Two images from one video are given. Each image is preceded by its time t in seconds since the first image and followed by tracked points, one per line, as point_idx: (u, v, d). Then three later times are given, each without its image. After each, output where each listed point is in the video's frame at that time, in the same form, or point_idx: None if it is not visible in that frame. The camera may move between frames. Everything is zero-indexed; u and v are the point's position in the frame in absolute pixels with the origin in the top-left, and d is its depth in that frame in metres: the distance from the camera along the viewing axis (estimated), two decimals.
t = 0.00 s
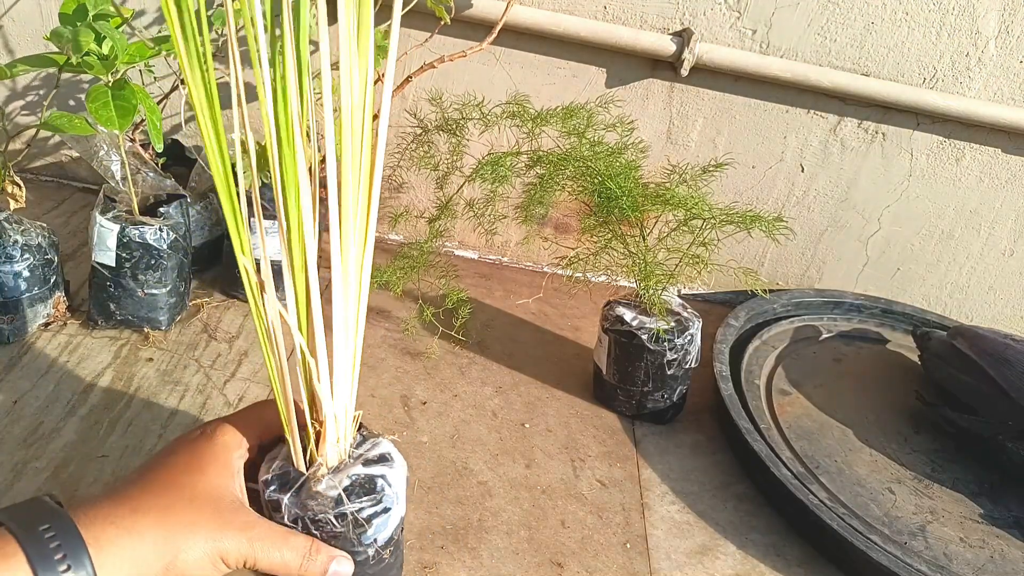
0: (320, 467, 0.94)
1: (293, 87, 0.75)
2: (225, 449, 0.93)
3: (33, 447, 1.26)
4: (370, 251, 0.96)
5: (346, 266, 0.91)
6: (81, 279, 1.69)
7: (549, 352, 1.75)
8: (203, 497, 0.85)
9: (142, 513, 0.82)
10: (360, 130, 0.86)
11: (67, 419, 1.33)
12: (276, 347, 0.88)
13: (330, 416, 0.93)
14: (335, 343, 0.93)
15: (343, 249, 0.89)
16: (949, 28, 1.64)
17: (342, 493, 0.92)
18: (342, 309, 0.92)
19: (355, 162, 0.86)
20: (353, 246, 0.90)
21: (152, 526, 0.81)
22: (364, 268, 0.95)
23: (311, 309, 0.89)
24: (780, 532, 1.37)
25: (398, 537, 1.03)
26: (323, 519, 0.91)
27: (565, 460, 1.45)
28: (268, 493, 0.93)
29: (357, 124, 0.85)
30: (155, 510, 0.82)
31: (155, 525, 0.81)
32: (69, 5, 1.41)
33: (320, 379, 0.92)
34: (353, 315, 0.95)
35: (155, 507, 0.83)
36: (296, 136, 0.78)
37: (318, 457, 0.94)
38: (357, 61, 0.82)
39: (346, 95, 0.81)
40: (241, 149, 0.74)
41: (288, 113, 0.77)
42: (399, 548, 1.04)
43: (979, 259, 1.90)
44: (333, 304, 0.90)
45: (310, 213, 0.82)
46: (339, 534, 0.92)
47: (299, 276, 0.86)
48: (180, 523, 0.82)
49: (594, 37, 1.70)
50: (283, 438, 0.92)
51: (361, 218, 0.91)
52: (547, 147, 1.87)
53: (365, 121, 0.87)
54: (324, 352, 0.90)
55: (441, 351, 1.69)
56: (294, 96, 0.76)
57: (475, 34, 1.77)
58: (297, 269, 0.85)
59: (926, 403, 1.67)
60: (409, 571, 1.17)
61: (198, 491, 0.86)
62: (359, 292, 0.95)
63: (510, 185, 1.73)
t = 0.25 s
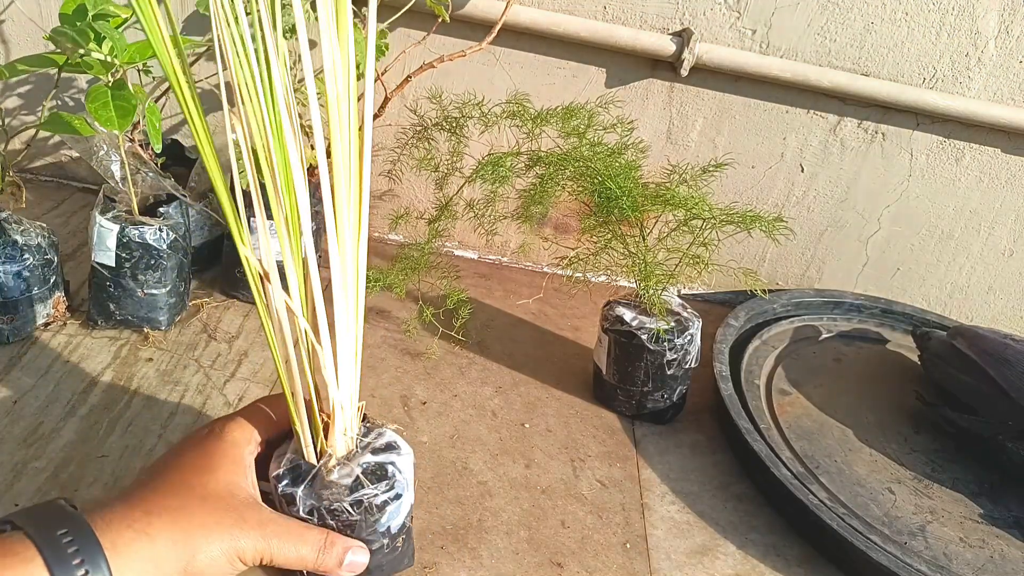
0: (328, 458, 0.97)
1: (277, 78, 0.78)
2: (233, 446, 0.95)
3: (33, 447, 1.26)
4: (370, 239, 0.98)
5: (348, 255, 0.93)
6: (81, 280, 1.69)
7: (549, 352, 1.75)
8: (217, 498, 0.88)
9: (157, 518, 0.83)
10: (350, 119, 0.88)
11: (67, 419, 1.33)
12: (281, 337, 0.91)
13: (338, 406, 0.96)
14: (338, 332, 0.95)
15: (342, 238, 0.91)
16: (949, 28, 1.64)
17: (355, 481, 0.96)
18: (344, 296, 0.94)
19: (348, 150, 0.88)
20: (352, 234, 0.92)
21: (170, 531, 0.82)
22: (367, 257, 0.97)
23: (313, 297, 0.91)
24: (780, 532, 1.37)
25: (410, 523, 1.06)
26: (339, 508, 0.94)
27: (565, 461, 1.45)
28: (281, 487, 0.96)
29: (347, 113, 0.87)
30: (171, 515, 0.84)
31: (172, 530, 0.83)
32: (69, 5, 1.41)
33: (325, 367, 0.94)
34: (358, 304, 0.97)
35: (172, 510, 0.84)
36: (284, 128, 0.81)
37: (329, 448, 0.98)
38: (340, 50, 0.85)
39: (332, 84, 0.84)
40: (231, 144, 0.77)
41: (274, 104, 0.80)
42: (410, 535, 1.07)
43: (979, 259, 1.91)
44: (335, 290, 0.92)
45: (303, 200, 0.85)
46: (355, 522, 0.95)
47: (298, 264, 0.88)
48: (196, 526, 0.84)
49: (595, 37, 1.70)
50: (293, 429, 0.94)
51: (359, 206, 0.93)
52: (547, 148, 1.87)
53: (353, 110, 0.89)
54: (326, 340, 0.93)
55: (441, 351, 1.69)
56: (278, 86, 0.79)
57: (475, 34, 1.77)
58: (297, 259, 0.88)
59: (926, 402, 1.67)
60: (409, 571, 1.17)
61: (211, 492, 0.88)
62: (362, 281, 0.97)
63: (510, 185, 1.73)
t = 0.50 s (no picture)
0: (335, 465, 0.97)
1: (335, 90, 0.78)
2: (240, 451, 0.94)
3: (33, 447, 1.26)
4: (398, 252, 0.99)
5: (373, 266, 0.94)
6: (81, 280, 1.69)
7: (549, 352, 1.75)
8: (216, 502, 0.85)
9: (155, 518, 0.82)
10: (393, 135, 0.89)
11: (67, 419, 1.33)
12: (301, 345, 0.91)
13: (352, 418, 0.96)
14: (360, 343, 0.96)
15: (371, 249, 0.92)
16: (949, 28, 1.64)
17: (356, 495, 0.96)
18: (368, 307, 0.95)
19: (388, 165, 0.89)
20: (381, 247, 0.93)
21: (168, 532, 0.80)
22: (391, 269, 0.99)
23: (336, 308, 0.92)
24: (780, 532, 1.37)
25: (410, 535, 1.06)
26: (337, 519, 0.95)
27: (565, 460, 1.45)
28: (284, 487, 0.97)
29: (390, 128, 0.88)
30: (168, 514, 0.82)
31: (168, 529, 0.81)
32: (68, 5, 1.41)
33: (344, 379, 0.95)
34: (377, 316, 0.98)
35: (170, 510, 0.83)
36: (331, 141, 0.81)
37: (336, 456, 0.98)
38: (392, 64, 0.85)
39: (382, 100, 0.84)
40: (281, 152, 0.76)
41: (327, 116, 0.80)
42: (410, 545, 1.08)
43: (979, 259, 1.91)
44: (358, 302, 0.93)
45: (339, 212, 0.85)
46: (351, 534, 0.96)
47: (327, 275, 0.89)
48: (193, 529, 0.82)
49: (594, 37, 1.70)
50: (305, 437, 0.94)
51: (389, 219, 0.94)
52: (547, 148, 1.87)
53: (397, 126, 0.90)
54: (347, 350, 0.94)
55: (441, 351, 1.69)
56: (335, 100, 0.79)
57: (475, 34, 1.77)
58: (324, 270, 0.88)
59: (926, 402, 1.67)
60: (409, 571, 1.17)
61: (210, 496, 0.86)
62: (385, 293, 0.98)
63: (510, 185, 1.73)
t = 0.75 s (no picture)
0: (331, 471, 0.99)
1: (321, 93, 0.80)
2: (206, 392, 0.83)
3: (33, 447, 1.26)
4: (392, 258, 1.00)
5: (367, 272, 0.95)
6: (81, 280, 1.69)
7: (549, 352, 1.75)
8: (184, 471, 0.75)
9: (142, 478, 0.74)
10: (383, 140, 0.91)
11: (67, 419, 1.33)
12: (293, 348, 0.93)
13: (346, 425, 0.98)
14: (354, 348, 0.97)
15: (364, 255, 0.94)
16: (949, 28, 1.64)
17: (353, 501, 0.98)
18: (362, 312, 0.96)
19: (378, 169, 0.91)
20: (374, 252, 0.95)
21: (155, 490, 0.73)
22: (385, 275, 1.00)
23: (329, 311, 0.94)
24: (780, 532, 1.37)
25: (411, 538, 1.08)
26: (335, 525, 0.97)
27: (565, 460, 1.45)
28: (283, 494, 1.00)
29: (381, 133, 0.90)
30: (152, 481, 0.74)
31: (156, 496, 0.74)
32: (67, 4, 1.41)
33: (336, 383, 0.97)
34: (372, 322, 1.00)
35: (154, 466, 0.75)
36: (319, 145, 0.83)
37: (332, 463, 0.99)
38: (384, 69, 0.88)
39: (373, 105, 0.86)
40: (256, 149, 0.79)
41: (312, 118, 0.82)
42: (411, 547, 1.09)
43: (979, 259, 1.91)
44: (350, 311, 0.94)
45: (329, 215, 0.87)
46: (348, 539, 0.98)
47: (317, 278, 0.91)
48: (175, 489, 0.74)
49: (595, 37, 1.70)
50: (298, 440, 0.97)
51: (382, 223, 0.96)
52: (547, 148, 1.87)
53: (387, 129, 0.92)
54: (341, 355, 0.95)
55: (441, 351, 1.69)
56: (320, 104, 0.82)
57: (475, 34, 1.77)
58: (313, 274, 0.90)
59: (926, 403, 1.67)
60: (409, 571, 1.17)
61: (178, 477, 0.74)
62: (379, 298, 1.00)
63: (510, 185, 1.73)
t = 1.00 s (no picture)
0: (333, 471, 1.00)
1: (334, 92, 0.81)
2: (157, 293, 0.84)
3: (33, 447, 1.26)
4: (397, 258, 1.01)
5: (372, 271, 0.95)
6: (82, 279, 1.69)
7: (549, 352, 1.75)
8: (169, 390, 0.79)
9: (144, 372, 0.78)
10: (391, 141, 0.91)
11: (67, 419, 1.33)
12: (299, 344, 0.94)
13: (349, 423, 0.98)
14: (359, 348, 0.97)
15: (371, 256, 0.94)
16: (950, 28, 1.64)
17: (354, 499, 0.98)
18: (367, 312, 0.96)
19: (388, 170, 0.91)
20: (381, 252, 0.95)
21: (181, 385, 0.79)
22: (390, 274, 1.00)
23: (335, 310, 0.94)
24: (780, 532, 1.37)
25: (411, 539, 1.08)
26: (337, 523, 0.97)
27: (565, 461, 1.45)
28: (284, 493, 1.00)
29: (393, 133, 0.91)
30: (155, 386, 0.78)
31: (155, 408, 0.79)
32: (69, 4, 1.41)
33: (343, 382, 0.97)
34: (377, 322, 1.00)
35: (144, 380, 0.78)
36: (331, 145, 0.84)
37: (336, 461, 1.00)
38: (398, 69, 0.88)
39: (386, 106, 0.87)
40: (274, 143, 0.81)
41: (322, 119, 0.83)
42: (411, 547, 1.09)
43: (979, 259, 1.90)
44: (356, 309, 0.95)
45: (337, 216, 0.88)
46: (350, 538, 0.98)
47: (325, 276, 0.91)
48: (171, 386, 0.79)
49: (595, 37, 1.70)
50: (302, 436, 0.97)
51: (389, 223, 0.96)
52: (547, 147, 1.87)
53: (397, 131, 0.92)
54: (347, 353, 0.95)
55: (441, 351, 1.69)
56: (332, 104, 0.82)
57: (475, 34, 1.77)
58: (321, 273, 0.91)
59: (927, 403, 1.67)
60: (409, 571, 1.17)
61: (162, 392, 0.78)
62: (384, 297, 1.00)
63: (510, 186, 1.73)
